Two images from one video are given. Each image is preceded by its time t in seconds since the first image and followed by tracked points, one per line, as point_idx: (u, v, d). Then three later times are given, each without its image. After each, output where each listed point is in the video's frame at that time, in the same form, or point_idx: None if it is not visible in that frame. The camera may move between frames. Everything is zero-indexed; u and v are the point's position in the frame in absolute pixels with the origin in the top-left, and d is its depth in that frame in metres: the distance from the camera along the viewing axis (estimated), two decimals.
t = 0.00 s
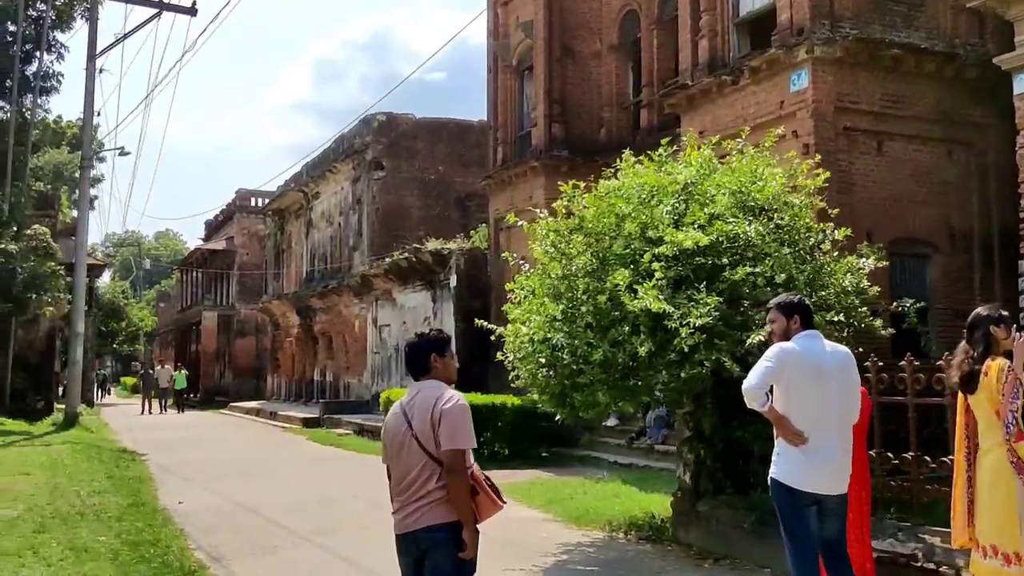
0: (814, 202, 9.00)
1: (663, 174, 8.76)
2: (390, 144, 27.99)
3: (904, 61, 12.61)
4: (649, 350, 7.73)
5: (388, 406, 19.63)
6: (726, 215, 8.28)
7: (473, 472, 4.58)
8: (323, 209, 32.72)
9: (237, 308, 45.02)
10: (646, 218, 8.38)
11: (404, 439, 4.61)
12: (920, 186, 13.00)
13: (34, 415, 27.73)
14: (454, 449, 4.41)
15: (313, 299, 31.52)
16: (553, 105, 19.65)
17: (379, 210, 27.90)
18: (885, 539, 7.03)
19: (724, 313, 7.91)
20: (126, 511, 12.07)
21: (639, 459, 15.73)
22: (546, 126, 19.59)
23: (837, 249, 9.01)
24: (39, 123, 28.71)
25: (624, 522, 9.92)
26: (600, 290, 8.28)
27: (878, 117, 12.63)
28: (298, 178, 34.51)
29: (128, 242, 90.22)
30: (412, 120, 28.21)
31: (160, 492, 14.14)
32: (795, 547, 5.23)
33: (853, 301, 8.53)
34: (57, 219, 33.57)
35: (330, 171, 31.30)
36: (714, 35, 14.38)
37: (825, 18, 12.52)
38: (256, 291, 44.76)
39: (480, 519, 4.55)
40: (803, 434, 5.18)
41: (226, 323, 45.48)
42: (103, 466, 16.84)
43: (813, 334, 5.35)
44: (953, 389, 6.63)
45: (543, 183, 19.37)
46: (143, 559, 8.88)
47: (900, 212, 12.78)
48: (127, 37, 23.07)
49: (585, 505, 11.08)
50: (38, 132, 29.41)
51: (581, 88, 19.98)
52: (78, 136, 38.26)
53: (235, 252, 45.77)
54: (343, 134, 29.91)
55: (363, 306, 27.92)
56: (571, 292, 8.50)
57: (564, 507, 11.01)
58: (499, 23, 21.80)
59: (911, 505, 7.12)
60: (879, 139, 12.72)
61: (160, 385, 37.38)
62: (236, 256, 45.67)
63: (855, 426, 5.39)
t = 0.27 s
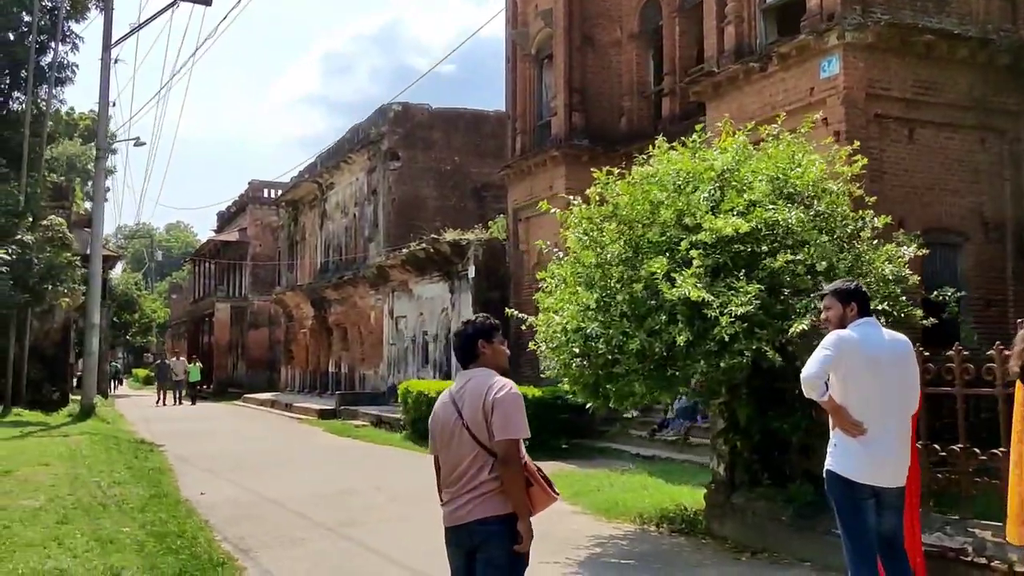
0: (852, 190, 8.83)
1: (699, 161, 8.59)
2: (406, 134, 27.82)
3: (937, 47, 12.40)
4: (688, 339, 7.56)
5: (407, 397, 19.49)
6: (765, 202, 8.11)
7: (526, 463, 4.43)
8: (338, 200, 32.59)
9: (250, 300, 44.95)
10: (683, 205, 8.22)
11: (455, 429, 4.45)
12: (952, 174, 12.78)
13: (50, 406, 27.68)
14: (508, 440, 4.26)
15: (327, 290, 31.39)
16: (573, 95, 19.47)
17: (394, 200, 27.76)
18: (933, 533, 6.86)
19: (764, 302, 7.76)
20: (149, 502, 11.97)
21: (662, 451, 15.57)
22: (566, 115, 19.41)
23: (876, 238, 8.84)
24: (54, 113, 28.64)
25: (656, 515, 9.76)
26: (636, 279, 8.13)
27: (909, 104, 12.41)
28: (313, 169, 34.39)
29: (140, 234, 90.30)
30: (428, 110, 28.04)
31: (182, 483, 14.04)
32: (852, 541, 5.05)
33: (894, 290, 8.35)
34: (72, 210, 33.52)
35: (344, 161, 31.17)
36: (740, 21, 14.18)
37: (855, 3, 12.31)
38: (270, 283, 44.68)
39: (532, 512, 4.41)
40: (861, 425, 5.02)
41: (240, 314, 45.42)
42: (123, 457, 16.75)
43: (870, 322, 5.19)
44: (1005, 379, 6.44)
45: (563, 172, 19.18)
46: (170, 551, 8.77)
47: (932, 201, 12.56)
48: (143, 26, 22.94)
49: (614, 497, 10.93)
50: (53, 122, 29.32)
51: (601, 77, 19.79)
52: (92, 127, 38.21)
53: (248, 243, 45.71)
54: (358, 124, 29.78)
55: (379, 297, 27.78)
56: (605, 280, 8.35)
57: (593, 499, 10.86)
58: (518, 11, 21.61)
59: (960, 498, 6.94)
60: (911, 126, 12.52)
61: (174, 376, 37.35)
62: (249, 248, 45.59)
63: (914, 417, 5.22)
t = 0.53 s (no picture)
0: (881, 179, 8.69)
1: (726, 149, 8.46)
2: (412, 125, 27.66)
3: (958, 35, 12.24)
4: (717, 331, 7.42)
5: (416, 389, 19.37)
6: (794, 191, 7.98)
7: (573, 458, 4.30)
8: (343, 191, 32.42)
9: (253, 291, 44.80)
10: (710, 194, 8.10)
11: (499, 422, 4.32)
12: (973, 164, 12.63)
13: (54, 398, 27.51)
14: (557, 434, 4.13)
15: (332, 282, 31.24)
16: (584, 84, 19.28)
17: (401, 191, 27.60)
18: (970, 528, 6.74)
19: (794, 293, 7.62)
20: (161, 495, 11.85)
21: (676, 444, 15.46)
22: (577, 105, 19.24)
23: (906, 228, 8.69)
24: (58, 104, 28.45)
25: (677, 509, 9.64)
26: (663, 270, 8.01)
27: (931, 93, 12.25)
28: (318, 160, 34.22)
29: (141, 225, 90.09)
30: (435, 101, 27.86)
31: (192, 476, 13.92)
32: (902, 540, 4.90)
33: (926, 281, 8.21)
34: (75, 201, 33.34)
35: (349, 152, 31.02)
36: (757, 9, 14.00)
37: None
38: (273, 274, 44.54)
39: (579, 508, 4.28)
40: (911, 419, 4.88)
41: (243, 306, 45.27)
42: (131, 449, 16.63)
43: (920, 314, 5.07)
44: None
45: (573, 163, 19.00)
46: (188, 545, 8.65)
47: (952, 191, 12.41)
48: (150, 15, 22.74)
49: (633, 490, 10.81)
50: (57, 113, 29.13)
51: (612, 67, 19.63)
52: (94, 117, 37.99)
53: (251, 234, 45.56)
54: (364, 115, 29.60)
55: (385, 288, 27.65)
56: (631, 271, 8.22)
57: (612, 492, 10.73)
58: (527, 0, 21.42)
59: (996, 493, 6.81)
60: (932, 116, 12.37)
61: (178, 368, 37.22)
62: (252, 239, 45.43)
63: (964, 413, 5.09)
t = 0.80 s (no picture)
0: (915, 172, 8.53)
1: (758, 140, 8.30)
2: (423, 119, 27.50)
3: (984, 25, 12.06)
4: (751, 326, 7.27)
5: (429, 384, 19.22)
6: (829, 183, 7.82)
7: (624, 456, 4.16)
8: (353, 186, 32.27)
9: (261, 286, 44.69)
10: (742, 186, 7.94)
11: (547, 420, 4.18)
12: (999, 157, 12.44)
13: (64, 393, 27.37)
14: (609, 432, 3.98)
15: (342, 277, 31.12)
16: (599, 77, 19.10)
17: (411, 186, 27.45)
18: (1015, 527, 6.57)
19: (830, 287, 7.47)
20: (178, 492, 11.71)
21: (694, 439, 15.32)
22: (592, 98, 19.06)
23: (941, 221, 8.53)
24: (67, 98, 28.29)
25: (704, 506, 9.48)
26: (694, 263, 7.85)
27: (956, 84, 12.07)
28: (327, 154, 34.07)
29: (147, 221, 90.04)
30: (445, 95, 27.71)
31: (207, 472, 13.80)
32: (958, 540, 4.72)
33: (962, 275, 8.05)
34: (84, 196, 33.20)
35: (359, 147, 30.87)
36: None
37: None
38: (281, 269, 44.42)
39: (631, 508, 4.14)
40: (968, 415, 4.72)
41: (251, 301, 45.15)
42: (144, 445, 16.51)
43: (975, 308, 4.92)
44: None
45: (588, 156, 18.81)
46: (210, 543, 8.50)
47: (978, 184, 12.23)
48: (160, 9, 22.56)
49: (656, 488, 10.66)
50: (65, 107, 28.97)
51: (627, 60, 19.46)
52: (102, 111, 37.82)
53: (259, 229, 45.45)
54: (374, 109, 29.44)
55: (396, 283, 27.51)
56: (661, 265, 8.06)
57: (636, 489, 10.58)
58: None
59: None
60: (958, 107, 12.19)
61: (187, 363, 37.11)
62: (260, 234, 45.32)
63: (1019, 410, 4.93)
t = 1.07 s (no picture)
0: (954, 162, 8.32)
1: (793, 128, 8.11)
2: (435, 115, 27.33)
3: (1014, 14, 11.84)
4: (790, 319, 7.08)
5: (445, 381, 19.04)
6: (867, 172, 7.63)
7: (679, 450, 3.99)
8: (364, 182, 32.11)
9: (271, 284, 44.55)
10: (778, 176, 7.75)
11: (599, 414, 4.01)
12: None
13: (76, 391, 27.25)
14: (668, 427, 3.81)
15: (353, 273, 30.97)
16: (616, 70, 18.85)
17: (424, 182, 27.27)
18: None
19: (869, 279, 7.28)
20: (196, 490, 11.56)
21: (715, 436, 15.13)
22: (609, 91, 18.79)
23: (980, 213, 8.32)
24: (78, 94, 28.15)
25: (735, 504, 9.28)
26: (729, 255, 7.67)
27: (985, 74, 11.86)
28: (338, 150, 33.90)
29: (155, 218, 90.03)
30: (458, 90, 27.53)
31: (224, 470, 13.63)
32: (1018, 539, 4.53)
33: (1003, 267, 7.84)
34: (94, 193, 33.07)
35: (371, 142, 30.72)
36: None
37: None
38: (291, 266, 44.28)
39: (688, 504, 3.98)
40: None
41: (261, 298, 45.03)
42: (159, 442, 16.35)
43: None
44: None
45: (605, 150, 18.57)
46: (232, 541, 8.33)
47: (1008, 176, 12.02)
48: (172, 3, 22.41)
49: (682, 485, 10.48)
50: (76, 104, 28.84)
51: (643, 53, 19.25)
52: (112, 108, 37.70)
53: (269, 226, 45.31)
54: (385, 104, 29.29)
55: (408, 280, 27.35)
56: (695, 257, 7.88)
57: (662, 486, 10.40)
58: None
59: None
60: (987, 98, 11.98)
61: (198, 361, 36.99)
62: (270, 231, 45.18)
63: None
